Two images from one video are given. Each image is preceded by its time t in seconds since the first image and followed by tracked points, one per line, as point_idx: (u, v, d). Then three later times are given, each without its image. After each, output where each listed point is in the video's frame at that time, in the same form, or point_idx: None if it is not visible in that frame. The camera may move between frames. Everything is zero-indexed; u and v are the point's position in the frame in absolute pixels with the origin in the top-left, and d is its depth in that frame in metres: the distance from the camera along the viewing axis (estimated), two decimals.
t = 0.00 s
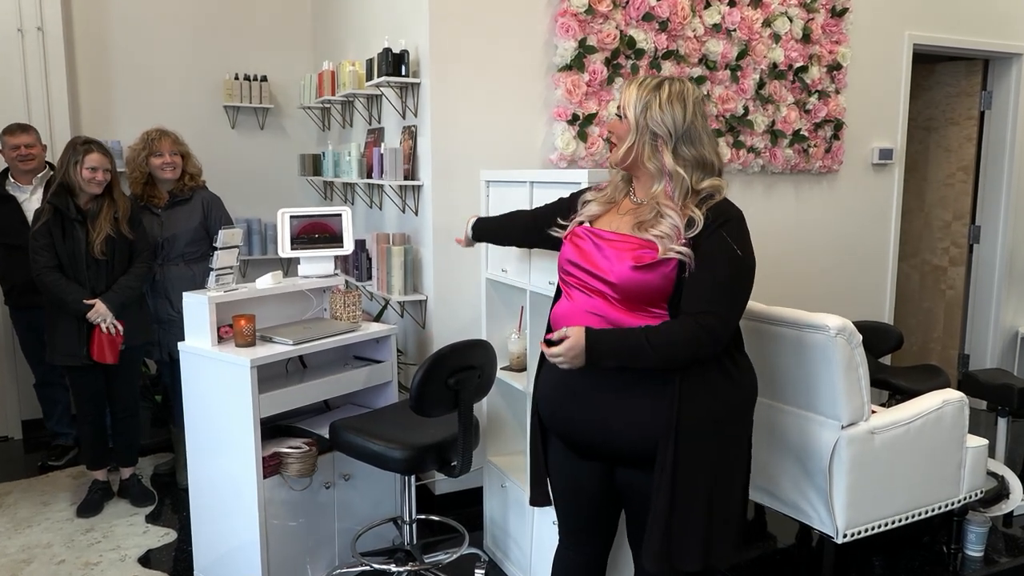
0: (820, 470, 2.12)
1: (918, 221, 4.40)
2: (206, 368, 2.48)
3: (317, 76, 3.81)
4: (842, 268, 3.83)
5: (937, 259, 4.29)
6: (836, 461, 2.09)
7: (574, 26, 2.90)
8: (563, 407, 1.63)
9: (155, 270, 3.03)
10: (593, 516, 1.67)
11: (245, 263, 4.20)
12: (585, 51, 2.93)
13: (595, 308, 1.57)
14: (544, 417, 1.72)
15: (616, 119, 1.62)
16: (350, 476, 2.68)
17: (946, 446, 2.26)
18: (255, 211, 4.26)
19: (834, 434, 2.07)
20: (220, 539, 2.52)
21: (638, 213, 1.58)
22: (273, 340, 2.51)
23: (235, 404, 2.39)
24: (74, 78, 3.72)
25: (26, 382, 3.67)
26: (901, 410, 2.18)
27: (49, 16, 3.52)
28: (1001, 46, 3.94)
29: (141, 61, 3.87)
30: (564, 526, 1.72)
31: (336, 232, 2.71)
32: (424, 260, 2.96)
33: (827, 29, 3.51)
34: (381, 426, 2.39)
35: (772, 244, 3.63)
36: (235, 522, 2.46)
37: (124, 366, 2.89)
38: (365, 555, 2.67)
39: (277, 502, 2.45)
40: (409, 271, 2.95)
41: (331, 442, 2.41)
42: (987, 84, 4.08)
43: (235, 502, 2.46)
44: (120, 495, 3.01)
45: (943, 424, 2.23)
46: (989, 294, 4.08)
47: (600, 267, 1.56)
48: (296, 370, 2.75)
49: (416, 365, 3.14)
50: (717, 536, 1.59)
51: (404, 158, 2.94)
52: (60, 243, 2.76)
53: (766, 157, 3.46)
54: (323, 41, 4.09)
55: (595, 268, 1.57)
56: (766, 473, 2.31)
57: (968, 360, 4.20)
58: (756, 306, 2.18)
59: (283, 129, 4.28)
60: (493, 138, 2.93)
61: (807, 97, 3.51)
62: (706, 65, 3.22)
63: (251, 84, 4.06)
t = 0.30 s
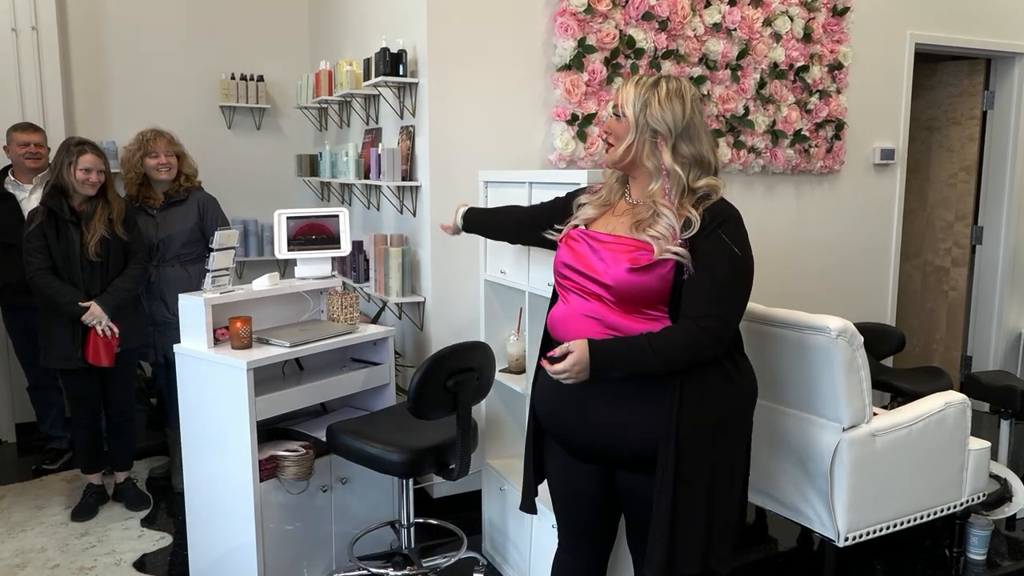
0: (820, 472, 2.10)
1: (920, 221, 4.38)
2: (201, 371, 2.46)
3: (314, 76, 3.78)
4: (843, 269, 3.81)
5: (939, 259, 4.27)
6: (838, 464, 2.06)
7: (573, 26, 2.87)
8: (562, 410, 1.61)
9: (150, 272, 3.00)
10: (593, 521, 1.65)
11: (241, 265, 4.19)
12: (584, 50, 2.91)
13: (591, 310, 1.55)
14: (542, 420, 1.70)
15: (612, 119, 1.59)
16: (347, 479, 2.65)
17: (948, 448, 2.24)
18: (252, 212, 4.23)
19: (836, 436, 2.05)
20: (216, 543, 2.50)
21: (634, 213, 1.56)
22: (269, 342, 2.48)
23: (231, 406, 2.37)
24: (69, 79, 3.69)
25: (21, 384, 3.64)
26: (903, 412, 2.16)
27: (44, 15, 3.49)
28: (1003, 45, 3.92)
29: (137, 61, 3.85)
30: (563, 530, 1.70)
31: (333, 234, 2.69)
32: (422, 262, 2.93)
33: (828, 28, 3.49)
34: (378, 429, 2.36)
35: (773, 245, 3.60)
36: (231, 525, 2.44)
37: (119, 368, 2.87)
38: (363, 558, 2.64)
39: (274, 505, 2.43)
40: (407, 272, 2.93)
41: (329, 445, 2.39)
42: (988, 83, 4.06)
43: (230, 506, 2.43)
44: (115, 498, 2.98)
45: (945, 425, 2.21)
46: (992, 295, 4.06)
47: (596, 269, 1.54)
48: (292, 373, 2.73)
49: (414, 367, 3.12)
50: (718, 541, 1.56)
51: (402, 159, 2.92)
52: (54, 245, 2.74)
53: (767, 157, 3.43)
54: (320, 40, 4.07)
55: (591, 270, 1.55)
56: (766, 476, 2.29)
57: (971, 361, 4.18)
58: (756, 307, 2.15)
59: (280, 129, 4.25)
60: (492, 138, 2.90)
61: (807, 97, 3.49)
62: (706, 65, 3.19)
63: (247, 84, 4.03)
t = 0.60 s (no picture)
0: (822, 475, 2.07)
1: (923, 221, 4.35)
2: (198, 373, 2.44)
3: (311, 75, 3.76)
4: (845, 269, 3.78)
5: (942, 260, 4.25)
6: (840, 466, 2.04)
7: (572, 24, 2.85)
8: (560, 414, 1.58)
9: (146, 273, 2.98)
10: (592, 525, 1.62)
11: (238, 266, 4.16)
12: (584, 49, 2.88)
13: (591, 312, 1.53)
14: (541, 423, 1.67)
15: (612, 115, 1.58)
16: (345, 482, 2.63)
17: (951, 451, 2.21)
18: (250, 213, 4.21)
19: (837, 438, 2.03)
20: (213, 547, 2.48)
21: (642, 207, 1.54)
22: (266, 344, 2.46)
23: (228, 409, 2.35)
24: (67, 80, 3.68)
25: (16, 386, 3.62)
26: (906, 413, 2.13)
27: (39, 15, 3.47)
28: (1005, 43, 3.90)
29: (134, 61, 3.83)
30: (561, 534, 1.67)
31: (331, 234, 2.67)
32: (420, 263, 2.91)
33: (830, 26, 3.47)
34: (376, 431, 2.34)
35: (774, 245, 3.58)
36: (228, 529, 2.42)
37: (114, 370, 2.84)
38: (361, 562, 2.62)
39: (271, 509, 2.41)
40: (405, 273, 2.90)
41: (326, 447, 2.36)
42: (992, 82, 4.04)
43: (227, 509, 2.41)
44: (111, 502, 2.96)
45: (948, 427, 2.18)
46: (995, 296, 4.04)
47: (596, 271, 1.52)
48: (290, 375, 2.71)
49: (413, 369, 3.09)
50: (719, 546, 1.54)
51: (400, 159, 2.90)
52: (49, 246, 2.72)
53: (768, 156, 3.41)
54: (318, 40, 4.05)
55: (590, 272, 1.53)
56: (767, 478, 2.26)
57: (974, 363, 4.15)
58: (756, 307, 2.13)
59: (277, 129, 4.23)
60: (490, 138, 2.88)
61: (809, 95, 3.47)
62: (707, 64, 3.16)
63: (245, 84, 4.01)
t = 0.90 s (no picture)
0: (822, 476, 2.05)
1: (924, 220, 4.33)
2: (193, 376, 2.41)
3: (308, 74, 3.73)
4: (845, 269, 3.76)
5: (944, 259, 4.23)
6: (840, 467, 2.02)
7: (571, 23, 2.83)
8: (557, 417, 1.56)
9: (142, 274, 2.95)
10: (591, 528, 1.60)
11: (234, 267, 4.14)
12: (582, 48, 2.86)
13: (591, 314, 1.50)
14: (537, 425, 1.65)
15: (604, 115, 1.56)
16: (342, 484, 2.60)
17: (953, 452, 2.19)
18: (247, 213, 4.18)
19: (838, 439, 2.00)
20: (209, 550, 2.45)
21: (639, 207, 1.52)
22: (262, 345, 2.43)
23: (224, 411, 2.32)
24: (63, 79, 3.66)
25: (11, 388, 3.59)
26: (907, 414, 2.11)
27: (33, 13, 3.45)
28: (1006, 41, 3.88)
29: (129, 60, 3.80)
30: (560, 538, 1.65)
31: (327, 234, 2.64)
32: (417, 263, 2.89)
33: (830, 25, 3.45)
34: (373, 433, 2.32)
35: (774, 245, 3.55)
36: (224, 532, 2.39)
37: (109, 372, 2.82)
38: (358, 565, 2.60)
39: (267, 512, 2.39)
40: (402, 274, 2.88)
41: (323, 450, 2.34)
42: (993, 81, 4.02)
43: (223, 513, 2.39)
44: (106, 505, 2.93)
45: (949, 428, 2.16)
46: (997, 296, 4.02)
47: (596, 273, 1.49)
48: (286, 376, 2.68)
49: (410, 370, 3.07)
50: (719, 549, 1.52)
51: (397, 158, 2.87)
52: (44, 247, 2.69)
53: (768, 155, 3.39)
54: (314, 39, 4.02)
55: (590, 273, 1.50)
56: (767, 479, 2.24)
57: (976, 363, 4.14)
58: (756, 306, 2.10)
59: (273, 129, 4.20)
60: (488, 137, 2.86)
61: (810, 94, 3.45)
62: (706, 62, 3.14)
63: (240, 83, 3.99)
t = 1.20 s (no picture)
0: (822, 479, 2.03)
1: (924, 221, 4.31)
2: (187, 379, 2.39)
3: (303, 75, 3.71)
4: (845, 269, 3.74)
5: (944, 260, 4.21)
6: (839, 469, 2.00)
7: (568, 22, 2.81)
8: (553, 420, 1.54)
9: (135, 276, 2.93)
10: (588, 533, 1.57)
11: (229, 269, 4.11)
12: (580, 47, 2.84)
13: (588, 315, 1.47)
14: (533, 428, 1.62)
15: (597, 114, 1.51)
16: (338, 488, 2.58)
17: (953, 454, 2.17)
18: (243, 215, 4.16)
19: (838, 441, 1.98)
20: (203, 555, 2.43)
21: (635, 206, 1.50)
22: (257, 348, 2.40)
23: (218, 414, 2.30)
24: (57, 81, 3.64)
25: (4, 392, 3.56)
26: (906, 416, 2.09)
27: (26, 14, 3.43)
28: (1006, 40, 3.86)
29: (122, 61, 3.78)
30: (557, 543, 1.62)
31: (322, 236, 2.62)
32: (413, 265, 2.86)
33: (829, 24, 3.43)
34: (368, 436, 2.29)
35: (772, 245, 3.53)
36: (218, 537, 2.37)
37: (102, 376, 2.79)
38: (354, 569, 2.57)
39: (262, 516, 2.36)
40: (398, 276, 2.86)
41: (318, 453, 2.31)
42: (993, 80, 4.00)
43: (217, 517, 2.36)
44: (99, 510, 2.90)
45: (949, 430, 2.14)
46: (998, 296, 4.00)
47: (593, 273, 1.46)
48: (281, 379, 2.66)
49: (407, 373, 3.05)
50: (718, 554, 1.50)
51: (393, 159, 2.85)
52: (37, 249, 2.67)
53: (767, 155, 3.36)
54: (310, 39, 4.00)
55: (587, 273, 1.47)
56: (766, 482, 2.21)
57: (977, 364, 4.12)
58: (754, 308, 2.07)
59: (268, 130, 4.18)
60: (485, 138, 2.84)
61: (809, 93, 3.43)
62: (704, 62, 3.12)
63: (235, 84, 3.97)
